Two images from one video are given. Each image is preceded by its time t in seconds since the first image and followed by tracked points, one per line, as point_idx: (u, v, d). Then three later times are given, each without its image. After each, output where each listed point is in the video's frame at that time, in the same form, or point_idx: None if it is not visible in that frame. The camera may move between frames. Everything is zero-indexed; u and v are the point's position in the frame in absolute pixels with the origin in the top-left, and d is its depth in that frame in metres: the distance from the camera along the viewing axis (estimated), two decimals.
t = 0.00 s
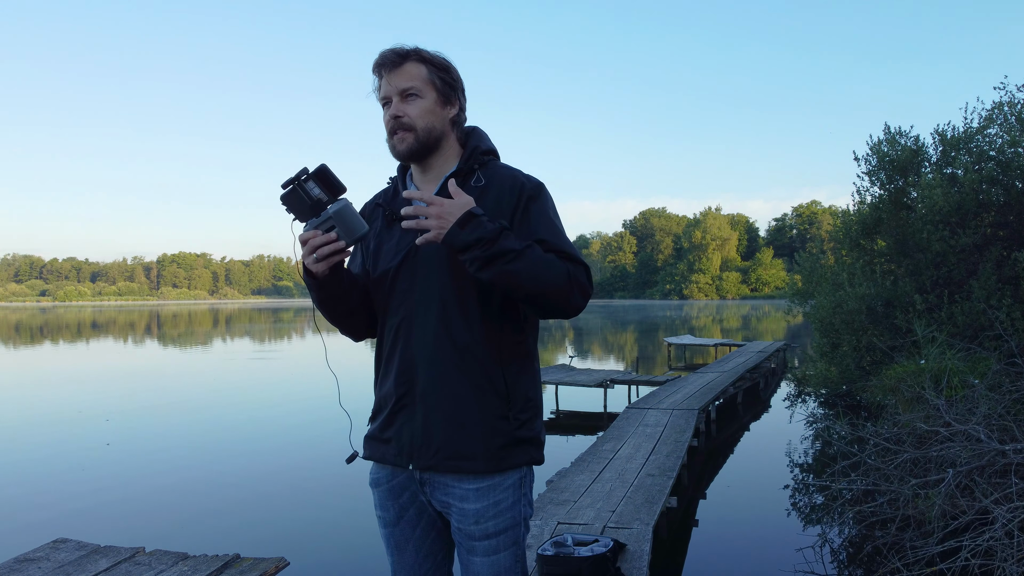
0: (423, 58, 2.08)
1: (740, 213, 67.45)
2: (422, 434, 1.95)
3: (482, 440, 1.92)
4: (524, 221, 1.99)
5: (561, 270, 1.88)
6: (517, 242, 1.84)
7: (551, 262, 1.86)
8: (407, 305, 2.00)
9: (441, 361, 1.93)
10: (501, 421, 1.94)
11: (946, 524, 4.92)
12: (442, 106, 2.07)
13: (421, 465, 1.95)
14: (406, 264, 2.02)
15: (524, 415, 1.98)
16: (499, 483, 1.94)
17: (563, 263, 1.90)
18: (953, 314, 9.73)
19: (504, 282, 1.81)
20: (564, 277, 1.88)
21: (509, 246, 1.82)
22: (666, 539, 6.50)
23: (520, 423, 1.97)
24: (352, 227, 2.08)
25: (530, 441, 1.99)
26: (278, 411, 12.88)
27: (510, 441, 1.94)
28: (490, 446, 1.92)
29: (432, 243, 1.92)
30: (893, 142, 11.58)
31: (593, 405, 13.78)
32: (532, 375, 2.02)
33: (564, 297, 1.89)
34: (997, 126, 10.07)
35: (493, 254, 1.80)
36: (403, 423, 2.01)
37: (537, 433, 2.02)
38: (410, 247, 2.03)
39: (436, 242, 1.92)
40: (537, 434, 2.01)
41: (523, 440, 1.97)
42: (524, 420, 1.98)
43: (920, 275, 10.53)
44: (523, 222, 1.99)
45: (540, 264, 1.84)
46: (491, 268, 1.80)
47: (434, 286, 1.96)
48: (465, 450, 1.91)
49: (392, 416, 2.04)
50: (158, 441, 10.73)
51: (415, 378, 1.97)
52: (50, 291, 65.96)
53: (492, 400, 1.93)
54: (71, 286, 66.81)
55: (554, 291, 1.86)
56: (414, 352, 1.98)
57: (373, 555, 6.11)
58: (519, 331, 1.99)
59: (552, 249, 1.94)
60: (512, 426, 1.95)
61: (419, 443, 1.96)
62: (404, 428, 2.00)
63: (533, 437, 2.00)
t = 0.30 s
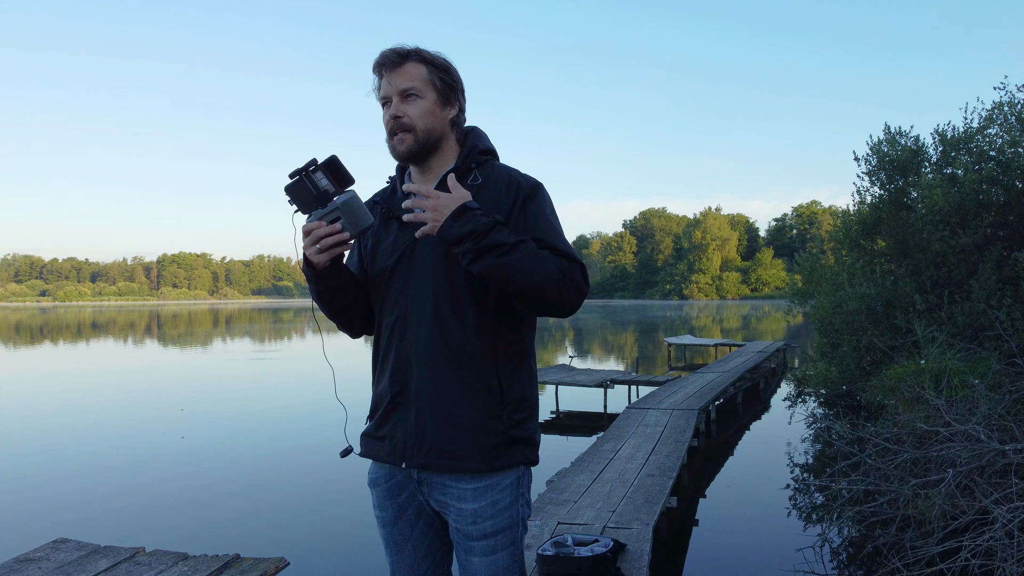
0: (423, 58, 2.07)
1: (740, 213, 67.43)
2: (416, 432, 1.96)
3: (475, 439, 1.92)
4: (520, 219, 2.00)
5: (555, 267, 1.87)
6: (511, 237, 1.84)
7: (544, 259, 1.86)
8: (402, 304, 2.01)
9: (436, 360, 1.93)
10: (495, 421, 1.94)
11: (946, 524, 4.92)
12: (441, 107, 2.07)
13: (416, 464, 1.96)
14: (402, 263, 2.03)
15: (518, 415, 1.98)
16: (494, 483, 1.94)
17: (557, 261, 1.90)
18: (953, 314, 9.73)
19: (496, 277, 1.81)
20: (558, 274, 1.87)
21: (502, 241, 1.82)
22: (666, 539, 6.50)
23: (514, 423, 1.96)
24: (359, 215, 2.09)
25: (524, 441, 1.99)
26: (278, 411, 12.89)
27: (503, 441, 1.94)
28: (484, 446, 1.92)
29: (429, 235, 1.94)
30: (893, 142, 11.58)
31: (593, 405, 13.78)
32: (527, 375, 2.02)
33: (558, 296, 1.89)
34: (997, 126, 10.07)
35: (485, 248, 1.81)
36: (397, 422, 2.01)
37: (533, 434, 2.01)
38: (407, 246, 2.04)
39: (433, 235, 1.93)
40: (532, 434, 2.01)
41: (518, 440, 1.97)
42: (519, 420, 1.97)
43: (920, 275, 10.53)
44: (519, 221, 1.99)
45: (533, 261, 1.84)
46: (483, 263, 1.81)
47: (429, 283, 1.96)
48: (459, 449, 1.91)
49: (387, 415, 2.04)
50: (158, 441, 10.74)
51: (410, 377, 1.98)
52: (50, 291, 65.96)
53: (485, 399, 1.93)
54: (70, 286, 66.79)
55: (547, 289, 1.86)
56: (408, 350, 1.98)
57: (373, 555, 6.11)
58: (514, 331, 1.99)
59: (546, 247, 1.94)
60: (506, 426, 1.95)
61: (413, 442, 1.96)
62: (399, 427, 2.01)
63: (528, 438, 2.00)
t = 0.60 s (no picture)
0: (421, 58, 2.08)
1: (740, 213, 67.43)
2: (416, 433, 1.96)
3: (474, 440, 1.92)
4: (516, 223, 2.00)
5: (550, 273, 1.88)
6: (504, 252, 1.84)
7: (539, 267, 1.86)
8: (401, 306, 2.01)
9: (433, 364, 1.93)
10: (494, 422, 1.94)
11: (946, 524, 4.92)
12: (438, 106, 2.08)
13: (416, 465, 1.96)
14: (400, 266, 2.03)
15: (517, 416, 1.98)
16: (494, 483, 1.94)
17: (553, 264, 1.90)
18: (953, 314, 9.73)
19: (491, 293, 1.81)
20: (554, 278, 1.88)
21: (496, 255, 1.83)
22: (666, 539, 6.50)
23: (513, 424, 1.96)
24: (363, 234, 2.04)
25: (523, 442, 1.99)
26: (278, 410, 12.89)
27: (502, 442, 1.94)
28: (482, 446, 1.92)
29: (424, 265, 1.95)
30: (893, 142, 11.58)
31: (593, 405, 13.78)
32: (526, 376, 2.02)
33: (554, 300, 1.89)
34: (997, 126, 10.07)
35: (477, 265, 1.81)
36: (397, 423, 2.01)
37: (532, 434, 2.02)
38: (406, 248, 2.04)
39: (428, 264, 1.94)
40: (531, 434, 2.01)
41: (517, 441, 1.97)
42: (518, 421, 1.97)
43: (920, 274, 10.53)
44: (515, 224, 2.00)
45: (527, 270, 1.84)
46: (476, 278, 1.81)
47: (426, 288, 1.96)
48: (458, 450, 1.91)
49: (387, 415, 2.04)
50: (159, 441, 10.75)
51: (409, 379, 1.98)
52: (51, 291, 65.96)
53: (483, 401, 1.93)
54: (70, 287, 66.74)
55: (543, 295, 1.86)
56: (407, 353, 1.98)
57: (373, 555, 6.11)
58: (512, 333, 1.99)
59: (542, 250, 1.94)
60: (505, 426, 1.95)
61: (413, 443, 1.97)
62: (398, 429, 2.01)
63: (528, 438, 2.00)
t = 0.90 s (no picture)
0: (431, 56, 2.09)
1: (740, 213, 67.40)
2: (415, 433, 1.96)
3: (472, 442, 1.92)
4: (515, 225, 1.98)
5: (549, 274, 1.86)
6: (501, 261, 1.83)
7: (538, 271, 1.85)
8: (401, 307, 2.01)
9: (433, 366, 1.93)
10: (494, 422, 1.94)
11: (946, 524, 4.92)
12: (445, 105, 2.09)
13: (415, 466, 1.96)
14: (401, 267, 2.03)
15: (517, 416, 1.98)
16: (493, 484, 1.94)
17: (551, 266, 1.89)
18: (953, 314, 9.73)
19: (490, 304, 1.80)
20: (553, 280, 1.87)
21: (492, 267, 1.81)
22: (666, 539, 6.50)
23: (512, 425, 1.96)
24: (350, 254, 2.02)
25: (523, 442, 1.99)
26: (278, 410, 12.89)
27: (501, 443, 1.94)
28: (482, 447, 1.92)
29: (415, 285, 1.91)
30: (893, 142, 11.58)
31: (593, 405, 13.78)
32: (525, 376, 2.02)
33: (554, 302, 1.88)
34: (997, 126, 10.07)
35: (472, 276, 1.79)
36: (396, 423, 2.01)
37: (531, 434, 2.02)
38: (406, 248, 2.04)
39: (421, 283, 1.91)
40: (530, 435, 2.01)
41: (516, 441, 1.97)
42: (517, 421, 1.97)
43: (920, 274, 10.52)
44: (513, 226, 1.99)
45: (525, 276, 1.83)
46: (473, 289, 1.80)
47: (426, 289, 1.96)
48: (457, 451, 1.91)
49: (386, 415, 2.04)
50: (160, 441, 10.75)
51: (408, 380, 1.98)
52: (51, 291, 65.93)
53: (483, 402, 1.93)
54: (70, 287, 66.74)
55: (541, 298, 1.85)
56: (406, 355, 1.98)
57: (373, 555, 6.11)
58: (512, 334, 1.99)
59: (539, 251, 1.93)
60: (505, 427, 1.95)
61: (412, 443, 1.96)
62: (398, 428, 2.01)
63: (527, 438, 2.00)
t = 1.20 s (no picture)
0: (444, 57, 2.10)
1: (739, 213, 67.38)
2: (415, 433, 1.96)
3: (472, 440, 1.92)
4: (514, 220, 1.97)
5: (552, 266, 1.87)
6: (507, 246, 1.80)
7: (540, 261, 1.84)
8: (401, 305, 2.01)
9: (434, 363, 1.93)
10: (495, 420, 1.94)
11: (946, 524, 4.92)
12: (454, 106, 2.10)
13: (415, 465, 1.96)
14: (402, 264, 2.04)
15: (517, 414, 1.98)
16: (494, 484, 1.94)
17: (553, 258, 1.89)
18: (953, 314, 9.73)
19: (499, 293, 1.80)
20: (554, 272, 1.86)
21: (500, 250, 1.78)
22: (666, 539, 6.49)
23: (513, 423, 1.96)
24: (331, 250, 2.00)
25: (523, 440, 1.99)
26: (278, 410, 12.90)
27: (502, 441, 1.94)
28: (482, 446, 1.92)
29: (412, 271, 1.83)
30: (893, 142, 11.59)
31: (593, 405, 13.78)
32: (525, 374, 2.03)
33: (556, 292, 1.88)
34: (997, 126, 10.08)
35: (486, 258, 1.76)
36: (395, 422, 2.01)
37: (531, 433, 2.02)
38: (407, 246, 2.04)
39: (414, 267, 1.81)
40: (530, 433, 2.02)
41: (516, 440, 1.97)
42: (518, 419, 1.98)
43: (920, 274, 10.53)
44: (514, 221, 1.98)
45: (530, 264, 1.81)
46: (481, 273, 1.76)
47: (427, 286, 1.96)
48: (457, 450, 1.91)
49: (386, 414, 2.04)
50: (160, 441, 10.75)
51: (408, 378, 1.98)
52: (51, 291, 65.95)
53: (484, 400, 1.93)
54: (70, 287, 66.74)
55: (546, 286, 1.84)
56: (407, 354, 1.98)
57: (373, 556, 6.11)
58: (512, 331, 1.99)
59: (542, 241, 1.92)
60: (505, 425, 1.95)
61: (412, 442, 1.97)
62: (397, 427, 2.01)
63: (527, 437, 2.00)
